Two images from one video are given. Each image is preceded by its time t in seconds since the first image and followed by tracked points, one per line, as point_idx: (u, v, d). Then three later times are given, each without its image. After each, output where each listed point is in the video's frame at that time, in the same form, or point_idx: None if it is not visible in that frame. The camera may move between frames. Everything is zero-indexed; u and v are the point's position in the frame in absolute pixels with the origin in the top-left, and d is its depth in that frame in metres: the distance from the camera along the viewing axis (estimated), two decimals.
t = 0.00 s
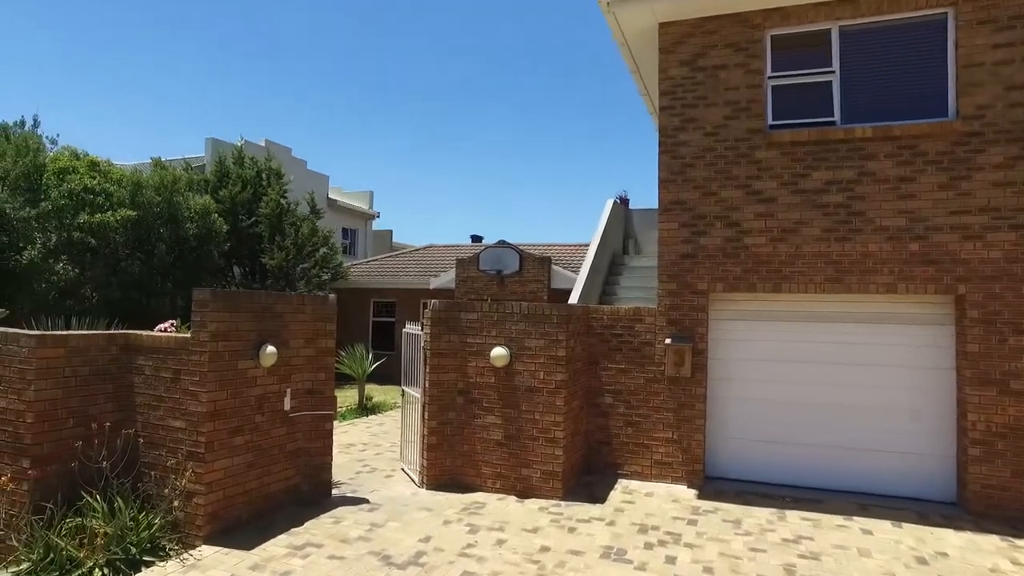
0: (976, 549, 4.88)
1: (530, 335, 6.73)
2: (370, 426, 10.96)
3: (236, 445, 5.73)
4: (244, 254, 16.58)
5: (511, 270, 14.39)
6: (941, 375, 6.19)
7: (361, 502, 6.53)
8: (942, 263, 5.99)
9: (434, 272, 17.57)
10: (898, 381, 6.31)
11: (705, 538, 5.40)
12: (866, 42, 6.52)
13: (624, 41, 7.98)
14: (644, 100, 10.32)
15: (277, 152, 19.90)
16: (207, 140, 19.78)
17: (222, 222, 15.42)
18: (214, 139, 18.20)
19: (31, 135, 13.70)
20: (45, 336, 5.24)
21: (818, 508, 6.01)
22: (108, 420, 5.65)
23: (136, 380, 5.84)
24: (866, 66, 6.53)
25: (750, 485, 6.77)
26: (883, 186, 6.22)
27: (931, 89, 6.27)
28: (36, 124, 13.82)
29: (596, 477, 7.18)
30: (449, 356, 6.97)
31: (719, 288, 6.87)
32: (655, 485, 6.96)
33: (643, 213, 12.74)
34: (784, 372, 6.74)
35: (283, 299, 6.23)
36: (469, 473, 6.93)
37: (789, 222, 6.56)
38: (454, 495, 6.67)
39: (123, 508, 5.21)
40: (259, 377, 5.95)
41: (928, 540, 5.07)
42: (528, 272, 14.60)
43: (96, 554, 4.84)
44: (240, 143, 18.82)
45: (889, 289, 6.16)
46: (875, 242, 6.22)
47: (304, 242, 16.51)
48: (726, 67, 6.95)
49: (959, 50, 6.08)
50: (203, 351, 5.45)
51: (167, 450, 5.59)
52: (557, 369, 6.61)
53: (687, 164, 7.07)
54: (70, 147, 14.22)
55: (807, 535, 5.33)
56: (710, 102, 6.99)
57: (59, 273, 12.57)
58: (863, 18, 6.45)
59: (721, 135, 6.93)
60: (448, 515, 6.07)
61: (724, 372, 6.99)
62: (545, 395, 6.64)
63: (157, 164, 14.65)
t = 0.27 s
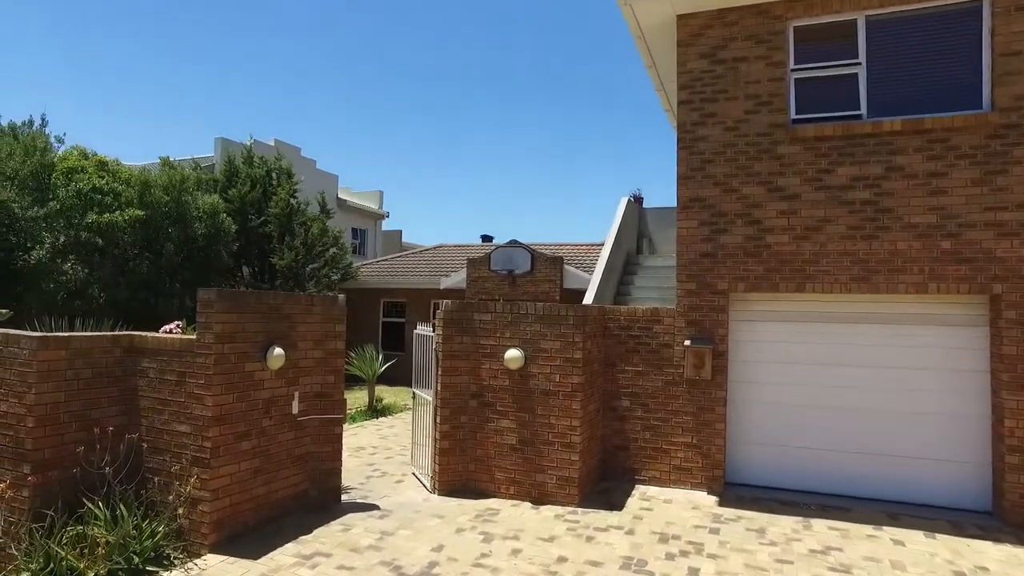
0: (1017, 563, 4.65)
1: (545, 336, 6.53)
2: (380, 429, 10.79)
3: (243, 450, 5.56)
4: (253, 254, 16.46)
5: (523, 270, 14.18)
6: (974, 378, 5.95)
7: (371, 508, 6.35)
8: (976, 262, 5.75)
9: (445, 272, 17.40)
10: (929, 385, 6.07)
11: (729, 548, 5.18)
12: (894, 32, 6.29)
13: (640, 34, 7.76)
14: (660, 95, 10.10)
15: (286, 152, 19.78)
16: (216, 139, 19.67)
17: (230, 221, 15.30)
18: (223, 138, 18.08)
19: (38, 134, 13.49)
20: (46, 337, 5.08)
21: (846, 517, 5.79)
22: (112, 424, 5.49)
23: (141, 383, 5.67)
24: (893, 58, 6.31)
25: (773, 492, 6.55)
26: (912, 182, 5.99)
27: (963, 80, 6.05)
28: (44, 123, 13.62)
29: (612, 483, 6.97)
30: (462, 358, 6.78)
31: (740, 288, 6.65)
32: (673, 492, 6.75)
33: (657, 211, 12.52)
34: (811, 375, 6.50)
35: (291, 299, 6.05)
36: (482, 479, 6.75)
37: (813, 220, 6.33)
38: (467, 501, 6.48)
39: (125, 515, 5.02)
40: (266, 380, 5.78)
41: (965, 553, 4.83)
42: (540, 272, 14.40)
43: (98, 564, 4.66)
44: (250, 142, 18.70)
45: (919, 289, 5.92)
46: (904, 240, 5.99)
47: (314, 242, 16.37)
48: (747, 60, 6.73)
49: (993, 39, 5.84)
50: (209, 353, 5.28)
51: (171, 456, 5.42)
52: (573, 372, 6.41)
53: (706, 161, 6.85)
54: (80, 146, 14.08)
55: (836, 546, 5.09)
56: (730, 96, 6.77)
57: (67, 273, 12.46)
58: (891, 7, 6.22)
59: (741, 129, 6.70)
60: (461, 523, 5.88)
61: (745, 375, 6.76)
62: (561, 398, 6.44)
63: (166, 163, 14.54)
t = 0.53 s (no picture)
0: None
1: (560, 339, 6.32)
2: (391, 432, 10.61)
3: (249, 456, 5.38)
4: (263, 255, 16.33)
5: (534, 270, 13.89)
6: (1008, 383, 5.71)
7: (381, 516, 6.16)
8: (1013, 261, 5.50)
9: (456, 273, 17.21)
10: (961, 391, 5.83)
11: (754, 561, 4.95)
12: (923, 22, 6.07)
13: (657, 27, 7.54)
14: (676, 91, 9.87)
15: (296, 152, 19.65)
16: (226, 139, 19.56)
17: (240, 222, 15.18)
18: (233, 138, 17.96)
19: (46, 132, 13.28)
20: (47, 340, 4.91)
21: (876, 527, 5.55)
22: (114, 429, 5.32)
23: (144, 387, 5.50)
24: (922, 49, 6.08)
25: (796, 500, 6.31)
26: (944, 177, 5.75)
27: (996, 71, 5.82)
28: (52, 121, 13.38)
29: (629, 490, 6.76)
30: (475, 361, 6.59)
31: (763, 288, 6.42)
32: (693, 499, 6.52)
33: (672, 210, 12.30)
34: (837, 379, 6.25)
35: (298, 300, 5.87)
36: (496, 485, 6.55)
37: (839, 218, 6.09)
38: (480, 509, 6.29)
39: (126, 525, 4.80)
40: (273, 384, 5.60)
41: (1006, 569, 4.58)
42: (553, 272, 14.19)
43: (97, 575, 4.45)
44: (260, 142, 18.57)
45: (952, 289, 5.68)
46: (935, 238, 5.75)
47: (324, 242, 16.22)
48: (770, 52, 6.49)
49: None
50: (213, 356, 5.11)
51: (175, 462, 5.25)
52: (590, 376, 6.20)
53: (727, 157, 6.63)
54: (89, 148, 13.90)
55: (867, 559, 4.85)
56: (752, 90, 6.54)
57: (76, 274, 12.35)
58: None
59: (763, 124, 6.47)
60: (474, 532, 5.68)
61: (767, 378, 6.52)
62: (577, 402, 6.23)
63: (175, 163, 14.42)
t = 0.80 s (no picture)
0: None
1: (575, 341, 6.13)
2: (400, 435, 10.44)
3: (253, 463, 5.22)
4: (273, 256, 16.20)
5: (546, 270, 13.67)
6: None
7: (390, 524, 5.98)
8: None
9: (467, 273, 17.04)
10: (993, 396, 5.59)
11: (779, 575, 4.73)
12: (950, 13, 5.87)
13: (673, 20, 7.32)
14: (690, 87, 9.64)
15: (306, 152, 19.51)
16: (235, 139, 19.44)
17: (249, 222, 15.05)
18: (242, 138, 17.84)
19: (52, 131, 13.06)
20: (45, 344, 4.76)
21: (906, 539, 5.33)
22: (115, 435, 5.17)
23: (146, 392, 5.34)
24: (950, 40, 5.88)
25: (820, 508, 6.08)
26: (976, 173, 5.51)
27: None
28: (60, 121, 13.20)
29: (646, 497, 6.55)
30: (486, 365, 6.40)
31: (784, 289, 6.19)
32: (712, 507, 6.30)
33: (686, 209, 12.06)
34: (862, 383, 6.03)
35: (304, 302, 5.70)
36: (508, 492, 6.36)
37: (864, 216, 5.85)
38: (492, 517, 6.10)
39: (127, 534, 4.71)
40: (278, 390, 5.43)
41: None
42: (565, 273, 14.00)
43: None
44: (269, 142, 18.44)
45: (985, 290, 5.45)
46: (967, 236, 5.51)
47: (333, 242, 16.07)
48: (791, 44, 6.26)
49: None
50: (216, 361, 4.94)
51: (177, 470, 5.09)
52: (605, 380, 5.99)
53: (746, 153, 6.41)
54: (98, 147, 13.88)
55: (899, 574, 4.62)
56: (772, 84, 6.31)
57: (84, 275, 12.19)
58: None
59: (784, 119, 6.24)
60: (486, 542, 5.48)
61: (790, 383, 6.29)
62: (592, 407, 6.03)
63: (184, 163, 14.31)
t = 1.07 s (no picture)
0: None
1: (592, 344, 5.90)
2: (411, 439, 10.24)
3: (258, 471, 5.02)
4: (282, 256, 16.06)
5: (557, 270, 13.30)
6: None
7: (400, 533, 5.79)
8: None
9: (478, 273, 16.84)
10: None
11: None
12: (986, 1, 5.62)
13: (692, 11, 7.08)
14: (708, 82, 9.39)
15: (316, 151, 19.38)
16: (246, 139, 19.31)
17: (258, 222, 14.92)
18: (252, 138, 17.71)
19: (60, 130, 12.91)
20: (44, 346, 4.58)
21: (942, 553, 5.07)
22: (115, 442, 4.98)
23: (148, 396, 5.15)
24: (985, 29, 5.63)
25: (848, 518, 5.83)
26: (1015, 167, 5.24)
27: None
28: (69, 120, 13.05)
29: (665, 505, 6.32)
30: (500, 367, 6.20)
31: (810, 289, 5.94)
32: (734, 516, 6.06)
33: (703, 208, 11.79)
34: (892, 388, 5.77)
35: (312, 303, 5.51)
36: (523, 500, 6.16)
37: (895, 212, 5.59)
38: (506, 526, 5.89)
39: (127, 545, 4.52)
40: (284, 394, 5.24)
41: None
42: (578, 273, 13.77)
43: None
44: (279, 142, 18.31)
45: None
46: (1005, 234, 5.24)
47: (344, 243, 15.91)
48: (816, 35, 6.00)
49: None
50: (220, 364, 4.75)
51: (179, 478, 4.90)
52: (623, 384, 5.77)
53: (769, 148, 6.16)
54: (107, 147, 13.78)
55: None
56: (796, 75, 6.06)
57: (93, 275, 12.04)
58: None
59: (810, 113, 5.98)
60: (500, 553, 5.27)
61: (816, 387, 6.03)
62: (610, 412, 5.80)
63: (193, 162, 14.17)
